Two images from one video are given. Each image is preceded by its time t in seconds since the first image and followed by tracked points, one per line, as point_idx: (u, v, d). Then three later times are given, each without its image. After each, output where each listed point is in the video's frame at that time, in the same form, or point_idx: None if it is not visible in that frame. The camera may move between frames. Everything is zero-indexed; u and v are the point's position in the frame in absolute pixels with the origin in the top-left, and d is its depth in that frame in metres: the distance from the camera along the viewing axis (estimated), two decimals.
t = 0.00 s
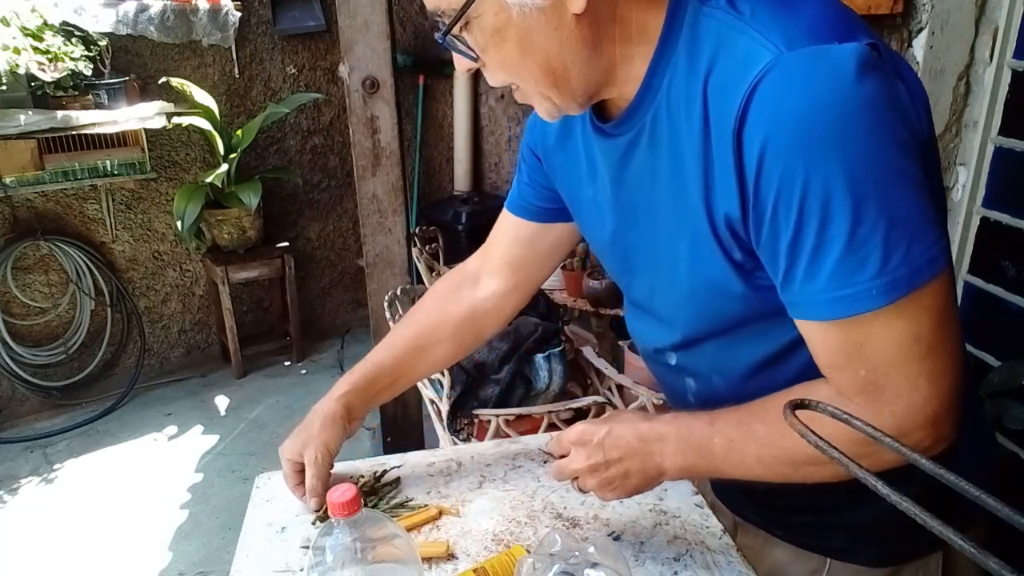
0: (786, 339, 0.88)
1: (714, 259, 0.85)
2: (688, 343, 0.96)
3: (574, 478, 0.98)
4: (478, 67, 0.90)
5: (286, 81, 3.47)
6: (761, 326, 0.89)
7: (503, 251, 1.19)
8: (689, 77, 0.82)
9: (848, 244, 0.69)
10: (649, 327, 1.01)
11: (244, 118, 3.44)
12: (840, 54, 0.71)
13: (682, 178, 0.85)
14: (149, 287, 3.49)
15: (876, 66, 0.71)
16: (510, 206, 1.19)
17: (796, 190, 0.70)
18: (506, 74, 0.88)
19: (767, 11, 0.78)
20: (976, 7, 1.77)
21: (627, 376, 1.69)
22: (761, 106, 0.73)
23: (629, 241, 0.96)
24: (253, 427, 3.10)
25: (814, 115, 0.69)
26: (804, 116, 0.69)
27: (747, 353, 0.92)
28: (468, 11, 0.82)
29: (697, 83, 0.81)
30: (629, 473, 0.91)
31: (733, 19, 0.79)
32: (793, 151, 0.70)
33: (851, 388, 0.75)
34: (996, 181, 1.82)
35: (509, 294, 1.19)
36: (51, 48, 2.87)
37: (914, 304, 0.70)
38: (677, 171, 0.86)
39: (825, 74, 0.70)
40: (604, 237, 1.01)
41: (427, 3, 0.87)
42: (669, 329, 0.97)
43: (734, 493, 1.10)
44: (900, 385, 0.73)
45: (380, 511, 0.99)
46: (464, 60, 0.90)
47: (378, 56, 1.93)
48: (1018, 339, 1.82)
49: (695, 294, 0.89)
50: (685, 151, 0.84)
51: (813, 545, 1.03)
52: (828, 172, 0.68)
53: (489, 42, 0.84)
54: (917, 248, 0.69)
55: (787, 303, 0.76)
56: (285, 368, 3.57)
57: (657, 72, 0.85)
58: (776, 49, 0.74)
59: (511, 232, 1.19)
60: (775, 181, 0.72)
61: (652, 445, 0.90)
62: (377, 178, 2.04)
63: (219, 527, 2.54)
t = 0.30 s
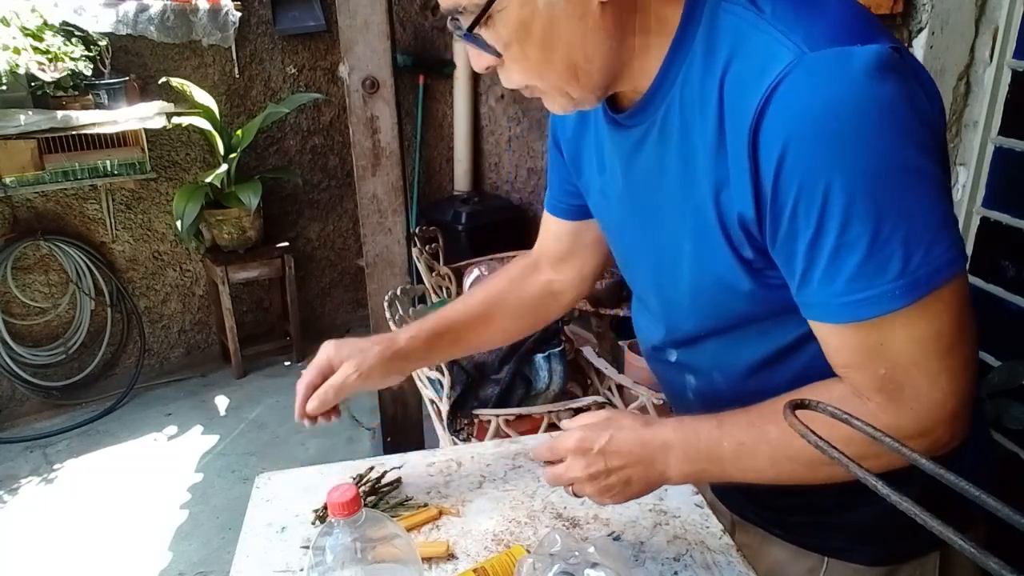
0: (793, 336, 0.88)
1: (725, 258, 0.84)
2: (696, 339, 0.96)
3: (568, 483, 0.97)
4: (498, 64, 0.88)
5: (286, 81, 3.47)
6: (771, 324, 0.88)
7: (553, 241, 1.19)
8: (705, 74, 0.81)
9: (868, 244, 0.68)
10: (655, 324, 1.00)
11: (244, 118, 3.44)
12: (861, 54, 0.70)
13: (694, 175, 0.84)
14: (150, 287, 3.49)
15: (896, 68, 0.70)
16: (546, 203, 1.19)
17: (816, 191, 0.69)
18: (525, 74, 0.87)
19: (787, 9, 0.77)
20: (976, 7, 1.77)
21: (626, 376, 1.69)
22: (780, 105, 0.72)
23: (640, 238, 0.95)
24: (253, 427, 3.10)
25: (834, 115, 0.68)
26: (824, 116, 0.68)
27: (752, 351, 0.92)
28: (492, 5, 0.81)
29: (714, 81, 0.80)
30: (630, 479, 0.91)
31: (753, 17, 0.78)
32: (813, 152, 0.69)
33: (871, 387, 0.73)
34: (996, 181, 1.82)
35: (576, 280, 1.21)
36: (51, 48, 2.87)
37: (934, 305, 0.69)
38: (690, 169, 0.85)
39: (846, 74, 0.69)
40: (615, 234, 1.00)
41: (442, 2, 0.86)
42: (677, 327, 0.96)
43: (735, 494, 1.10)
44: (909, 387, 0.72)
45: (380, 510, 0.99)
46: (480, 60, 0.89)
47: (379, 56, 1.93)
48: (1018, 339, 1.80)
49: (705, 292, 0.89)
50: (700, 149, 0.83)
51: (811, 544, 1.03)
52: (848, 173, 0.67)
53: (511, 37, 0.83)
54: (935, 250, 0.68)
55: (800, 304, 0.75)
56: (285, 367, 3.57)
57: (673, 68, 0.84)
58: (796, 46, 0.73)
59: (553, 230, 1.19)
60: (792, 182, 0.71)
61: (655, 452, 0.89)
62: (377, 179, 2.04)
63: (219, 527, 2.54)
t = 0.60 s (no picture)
0: (790, 334, 0.87)
1: (728, 251, 0.83)
2: (694, 332, 0.95)
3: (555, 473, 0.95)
4: (542, 45, 0.79)
5: (286, 81, 3.47)
6: (768, 321, 0.88)
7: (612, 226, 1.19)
8: (725, 66, 0.80)
9: (871, 246, 0.68)
10: (653, 313, 1.00)
11: (244, 118, 3.44)
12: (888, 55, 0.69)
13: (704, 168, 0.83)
14: (150, 287, 3.49)
15: (920, 70, 0.69)
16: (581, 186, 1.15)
17: (825, 189, 0.69)
18: (575, 50, 0.79)
19: (816, 5, 0.75)
20: (975, 6, 1.68)
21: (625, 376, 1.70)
22: (800, 100, 0.71)
23: (644, 228, 0.93)
24: (253, 427, 3.10)
25: (854, 114, 0.67)
26: (845, 113, 0.67)
27: (746, 345, 0.91)
28: None
29: (733, 72, 0.79)
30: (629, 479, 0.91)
31: (780, 10, 0.76)
32: (830, 149, 0.68)
33: (846, 389, 0.73)
34: (996, 181, 1.73)
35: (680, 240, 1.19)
36: (51, 48, 2.87)
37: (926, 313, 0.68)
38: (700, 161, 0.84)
39: (870, 72, 0.67)
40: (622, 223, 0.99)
41: None
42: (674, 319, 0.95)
43: (735, 494, 1.10)
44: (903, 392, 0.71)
45: (380, 510, 0.99)
46: (522, 47, 0.79)
47: (379, 56, 1.93)
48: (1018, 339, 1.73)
49: (705, 286, 0.88)
50: (711, 141, 0.82)
51: (811, 541, 1.03)
52: (860, 174, 0.67)
53: (566, 9, 0.76)
54: (935, 259, 0.68)
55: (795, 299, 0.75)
56: (285, 367, 3.57)
57: (694, 59, 0.83)
58: (822, 42, 0.72)
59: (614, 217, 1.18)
60: (803, 179, 0.70)
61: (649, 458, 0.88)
62: (377, 178, 2.04)
63: (219, 527, 2.54)
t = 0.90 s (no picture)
0: (815, 331, 0.86)
1: (760, 243, 0.81)
2: (715, 329, 0.93)
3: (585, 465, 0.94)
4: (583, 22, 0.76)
5: (286, 81, 3.47)
6: (795, 317, 0.86)
7: (617, 223, 1.15)
8: (760, 56, 0.79)
9: (927, 230, 0.66)
10: (672, 309, 0.98)
11: (244, 118, 3.44)
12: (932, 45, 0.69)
13: (737, 158, 0.82)
14: (150, 287, 3.49)
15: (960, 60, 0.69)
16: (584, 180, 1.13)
17: (879, 172, 0.67)
18: (617, 26, 0.76)
19: None
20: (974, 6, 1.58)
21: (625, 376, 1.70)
22: (848, 86, 0.70)
23: (669, 222, 0.91)
24: (253, 427, 3.10)
25: (906, 97, 0.67)
26: (897, 100, 0.67)
27: (772, 342, 0.90)
28: None
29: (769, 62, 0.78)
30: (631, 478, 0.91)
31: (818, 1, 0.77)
32: (884, 134, 0.67)
33: (898, 376, 0.71)
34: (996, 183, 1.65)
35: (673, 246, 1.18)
36: (51, 48, 2.87)
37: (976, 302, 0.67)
38: (734, 151, 0.82)
39: (918, 59, 0.67)
40: (633, 219, 0.97)
41: None
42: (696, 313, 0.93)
43: (737, 493, 1.10)
44: (953, 379, 0.69)
45: (380, 510, 0.99)
46: (561, 30, 0.77)
47: (379, 57, 1.93)
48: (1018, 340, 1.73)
49: (734, 280, 0.86)
50: (747, 131, 0.81)
51: (815, 540, 1.03)
52: (917, 156, 0.66)
53: None
54: (988, 243, 0.66)
55: (843, 291, 0.73)
56: (285, 367, 3.57)
57: (725, 48, 0.82)
58: (865, 30, 0.72)
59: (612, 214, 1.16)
60: (855, 162, 0.69)
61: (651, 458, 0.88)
62: (377, 178, 2.04)
63: (219, 527, 2.54)
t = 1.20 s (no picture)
0: (840, 330, 0.86)
1: (794, 240, 0.81)
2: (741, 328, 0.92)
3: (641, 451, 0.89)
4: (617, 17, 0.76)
5: (286, 81, 3.47)
6: (821, 315, 0.86)
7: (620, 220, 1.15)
8: (799, 53, 0.78)
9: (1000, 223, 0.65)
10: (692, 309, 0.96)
11: (244, 118, 3.44)
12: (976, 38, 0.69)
13: (779, 156, 0.81)
14: (150, 287, 3.49)
15: (1006, 59, 0.69)
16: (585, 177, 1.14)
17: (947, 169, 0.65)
18: (654, 23, 0.76)
19: None
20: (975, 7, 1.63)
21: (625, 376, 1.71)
22: (901, 81, 0.69)
23: (699, 221, 0.90)
24: (253, 427, 3.10)
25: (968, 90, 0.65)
26: (960, 93, 0.66)
27: (796, 341, 0.89)
28: None
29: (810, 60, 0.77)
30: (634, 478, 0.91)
31: None
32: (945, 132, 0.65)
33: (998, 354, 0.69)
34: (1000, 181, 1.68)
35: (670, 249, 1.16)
36: (51, 48, 2.87)
37: None
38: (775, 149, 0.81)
39: (969, 56, 0.67)
40: (656, 220, 0.95)
41: None
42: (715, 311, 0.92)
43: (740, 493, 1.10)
44: None
45: (380, 510, 0.99)
46: (598, 21, 0.77)
47: (378, 57, 1.93)
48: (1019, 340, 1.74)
49: (766, 279, 0.85)
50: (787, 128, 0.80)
51: (819, 541, 1.03)
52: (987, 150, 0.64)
53: None
54: None
55: (912, 289, 0.70)
56: (285, 368, 3.57)
57: (759, 40, 0.81)
58: (911, 25, 0.71)
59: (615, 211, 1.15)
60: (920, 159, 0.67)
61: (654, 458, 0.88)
62: (377, 178, 2.04)
63: (219, 527, 2.54)
